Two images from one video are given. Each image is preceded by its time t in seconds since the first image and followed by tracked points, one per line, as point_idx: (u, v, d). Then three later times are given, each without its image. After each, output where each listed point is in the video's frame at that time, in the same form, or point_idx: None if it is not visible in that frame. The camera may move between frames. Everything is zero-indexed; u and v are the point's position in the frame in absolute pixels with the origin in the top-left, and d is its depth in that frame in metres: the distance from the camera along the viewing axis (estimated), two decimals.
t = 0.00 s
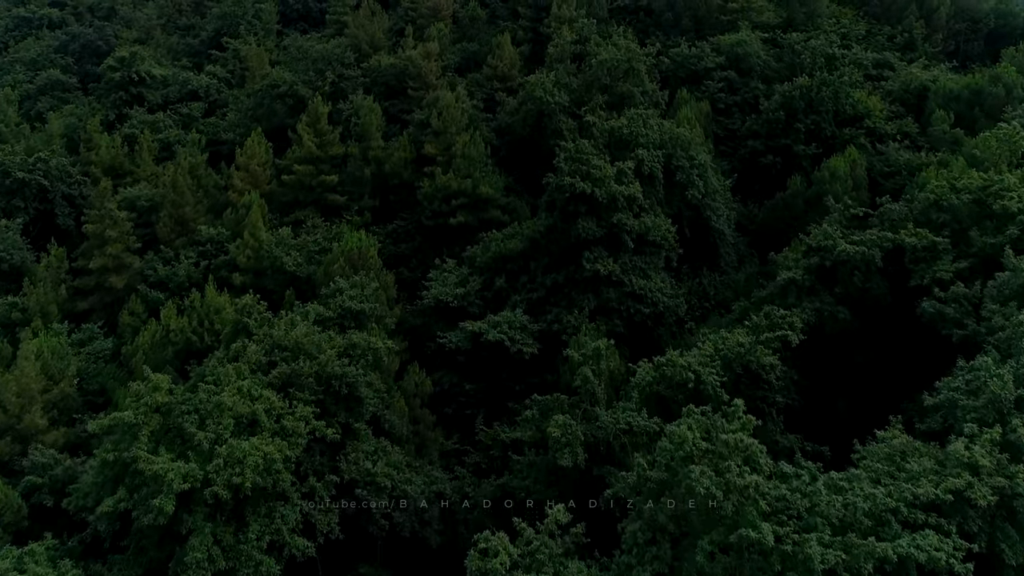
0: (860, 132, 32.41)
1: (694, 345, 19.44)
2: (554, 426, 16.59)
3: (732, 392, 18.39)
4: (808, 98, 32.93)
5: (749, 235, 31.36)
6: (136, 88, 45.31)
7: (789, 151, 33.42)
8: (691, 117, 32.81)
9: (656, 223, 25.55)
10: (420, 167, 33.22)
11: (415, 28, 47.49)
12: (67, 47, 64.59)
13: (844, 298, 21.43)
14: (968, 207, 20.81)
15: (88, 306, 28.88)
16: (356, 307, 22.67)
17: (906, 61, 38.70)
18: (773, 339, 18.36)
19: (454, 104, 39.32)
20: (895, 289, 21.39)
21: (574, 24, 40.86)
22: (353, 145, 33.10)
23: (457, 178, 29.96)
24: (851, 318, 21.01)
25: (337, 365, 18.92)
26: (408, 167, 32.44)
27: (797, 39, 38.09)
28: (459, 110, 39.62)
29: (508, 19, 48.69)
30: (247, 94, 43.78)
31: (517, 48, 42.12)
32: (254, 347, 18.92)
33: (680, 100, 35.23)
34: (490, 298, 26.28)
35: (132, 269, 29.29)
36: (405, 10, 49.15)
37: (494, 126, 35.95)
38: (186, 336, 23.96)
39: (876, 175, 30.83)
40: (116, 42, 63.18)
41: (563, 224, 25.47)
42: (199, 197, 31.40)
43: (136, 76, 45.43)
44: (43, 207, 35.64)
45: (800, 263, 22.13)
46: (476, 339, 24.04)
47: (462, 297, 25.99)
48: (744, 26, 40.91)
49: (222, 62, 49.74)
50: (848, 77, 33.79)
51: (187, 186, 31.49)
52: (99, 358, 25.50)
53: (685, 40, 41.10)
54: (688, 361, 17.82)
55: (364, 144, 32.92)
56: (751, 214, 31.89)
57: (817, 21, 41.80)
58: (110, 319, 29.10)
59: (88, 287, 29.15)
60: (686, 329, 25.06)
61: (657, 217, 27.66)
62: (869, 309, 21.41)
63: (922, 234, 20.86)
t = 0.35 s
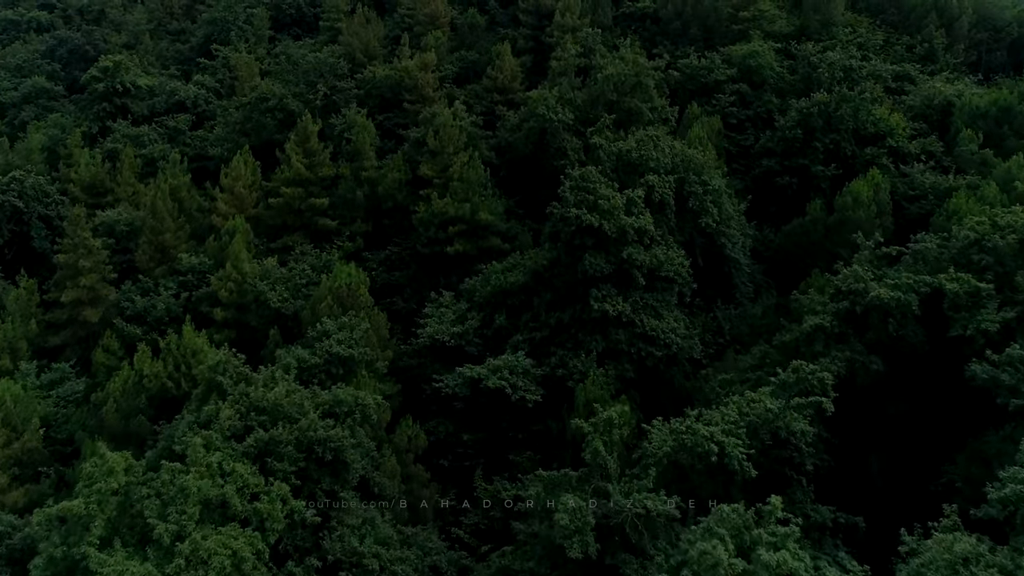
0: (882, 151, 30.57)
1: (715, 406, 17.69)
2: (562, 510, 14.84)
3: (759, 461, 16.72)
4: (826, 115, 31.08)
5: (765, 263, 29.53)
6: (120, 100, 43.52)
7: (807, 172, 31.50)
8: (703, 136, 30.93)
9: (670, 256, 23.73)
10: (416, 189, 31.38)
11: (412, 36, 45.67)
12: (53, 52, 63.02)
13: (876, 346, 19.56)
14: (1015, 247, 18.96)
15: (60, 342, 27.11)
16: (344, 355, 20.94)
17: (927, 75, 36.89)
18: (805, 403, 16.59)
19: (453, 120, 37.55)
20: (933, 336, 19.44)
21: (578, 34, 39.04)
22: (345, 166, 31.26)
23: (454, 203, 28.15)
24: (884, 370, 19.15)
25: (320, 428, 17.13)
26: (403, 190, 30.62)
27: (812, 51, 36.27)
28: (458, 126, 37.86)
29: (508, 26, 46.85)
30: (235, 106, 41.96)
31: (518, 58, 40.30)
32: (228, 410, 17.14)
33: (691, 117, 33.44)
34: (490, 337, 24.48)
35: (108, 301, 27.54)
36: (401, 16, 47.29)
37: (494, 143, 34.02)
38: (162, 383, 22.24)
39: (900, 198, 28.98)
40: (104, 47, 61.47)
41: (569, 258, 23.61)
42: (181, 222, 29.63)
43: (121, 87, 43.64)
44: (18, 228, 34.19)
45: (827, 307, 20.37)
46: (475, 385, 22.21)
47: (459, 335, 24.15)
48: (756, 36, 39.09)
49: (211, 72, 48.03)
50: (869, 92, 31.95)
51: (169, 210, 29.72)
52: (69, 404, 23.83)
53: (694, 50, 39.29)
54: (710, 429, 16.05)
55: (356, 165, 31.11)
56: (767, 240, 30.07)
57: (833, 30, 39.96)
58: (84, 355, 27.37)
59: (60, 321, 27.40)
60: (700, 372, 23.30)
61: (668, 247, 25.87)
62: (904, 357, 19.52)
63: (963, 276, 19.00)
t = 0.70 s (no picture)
0: (908, 174, 28.73)
1: (743, 481, 15.92)
2: None
3: (792, 548, 14.97)
4: (848, 135, 29.22)
5: (784, 294, 27.71)
6: (106, 113, 41.81)
7: (828, 195, 29.63)
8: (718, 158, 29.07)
9: (685, 296, 21.91)
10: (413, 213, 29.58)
11: (410, 46, 43.91)
12: (42, 59, 61.52)
13: (917, 405, 17.81)
14: None
15: (31, 383, 25.42)
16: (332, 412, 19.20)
17: (950, 89, 35.07)
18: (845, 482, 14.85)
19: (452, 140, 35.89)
20: (979, 395, 17.69)
21: (584, 45, 37.23)
22: (337, 190, 29.47)
23: (452, 232, 26.37)
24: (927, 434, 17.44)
25: (300, 508, 15.31)
26: (399, 215, 28.80)
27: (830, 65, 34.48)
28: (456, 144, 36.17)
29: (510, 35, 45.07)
30: (225, 120, 40.25)
31: (520, 70, 38.50)
32: (197, 490, 15.38)
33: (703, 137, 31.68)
34: (491, 383, 22.68)
35: (82, 340, 25.85)
36: (399, 24, 45.50)
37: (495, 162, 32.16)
38: (134, 438, 20.55)
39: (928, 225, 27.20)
40: (95, 54, 59.99)
41: (576, 298, 21.78)
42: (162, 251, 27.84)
43: (106, 100, 41.92)
44: None
45: (861, 360, 18.56)
46: (474, 441, 20.41)
47: (458, 381, 22.37)
48: (771, 48, 37.31)
49: (202, 82, 46.39)
50: (893, 110, 30.10)
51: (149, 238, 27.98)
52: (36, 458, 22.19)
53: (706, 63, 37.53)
54: (738, 515, 14.22)
55: (349, 188, 29.31)
56: (786, 271, 28.27)
57: (850, 41, 38.18)
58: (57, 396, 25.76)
59: (31, 360, 25.82)
60: (718, 423, 21.51)
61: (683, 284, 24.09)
62: (947, 418, 17.77)
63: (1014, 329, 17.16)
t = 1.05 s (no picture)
0: (932, 199, 26.95)
1: None
2: None
3: None
4: (868, 157, 27.45)
5: (801, 330, 25.94)
6: (85, 127, 40.07)
7: (847, 221, 27.76)
8: (730, 183, 27.28)
9: (699, 344, 20.12)
10: (405, 242, 27.77)
11: (405, 56, 42.11)
12: (25, 65, 59.83)
13: (959, 477, 16.30)
14: None
15: None
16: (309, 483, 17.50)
17: (973, 105, 33.29)
18: None
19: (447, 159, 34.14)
20: None
21: (585, 58, 35.41)
22: (324, 217, 27.67)
23: (446, 266, 24.58)
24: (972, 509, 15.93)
25: None
26: (389, 245, 27.00)
27: (846, 81, 32.70)
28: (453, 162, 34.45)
29: (508, 45, 43.26)
30: (209, 134, 38.47)
31: (520, 83, 36.70)
32: None
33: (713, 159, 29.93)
34: (488, 437, 20.89)
35: (48, 383, 24.14)
36: (393, 33, 43.68)
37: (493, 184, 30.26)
38: (96, 504, 18.76)
39: (956, 257, 25.44)
40: (80, 59, 58.37)
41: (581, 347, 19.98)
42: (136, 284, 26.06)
43: (85, 113, 40.16)
44: None
45: (896, 425, 16.81)
46: (470, 508, 18.45)
47: (452, 436, 20.52)
48: (782, 61, 35.54)
49: (187, 93, 44.66)
50: (916, 131, 28.32)
51: (122, 271, 26.20)
52: None
53: (714, 77, 35.77)
54: None
55: (337, 215, 27.52)
56: (803, 304, 26.48)
57: (865, 53, 36.38)
58: (21, 441, 24.64)
59: None
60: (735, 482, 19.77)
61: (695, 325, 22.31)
62: (991, 490, 16.33)
63: None
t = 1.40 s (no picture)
0: (962, 230, 25.16)
1: None
2: None
3: None
4: (893, 185, 25.68)
5: (822, 373, 24.16)
6: (64, 143, 38.24)
7: (870, 252, 25.85)
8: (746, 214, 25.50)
9: (718, 402, 18.37)
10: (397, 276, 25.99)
11: (400, 68, 40.32)
12: (8, 72, 57.94)
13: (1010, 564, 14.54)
14: None
15: None
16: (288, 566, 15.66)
17: (999, 123, 31.53)
18: None
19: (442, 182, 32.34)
20: None
21: (588, 72, 33.58)
22: (311, 249, 25.88)
23: (440, 306, 22.78)
24: None
25: None
26: (380, 279, 25.21)
27: (865, 98, 30.89)
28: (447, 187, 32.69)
29: (508, 55, 41.44)
30: (193, 151, 36.66)
31: (520, 98, 34.92)
32: None
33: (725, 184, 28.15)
34: (486, 501, 19.11)
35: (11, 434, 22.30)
36: (387, 43, 41.87)
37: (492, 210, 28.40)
38: None
39: (989, 293, 23.67)
40: (65, 67, 56.56)
41: (590, 407, 18.19)
42: (109, 322, 24.27)
43: (64, 128, 38.32)
44: None
45: (943, 507, 15.10)
46: None
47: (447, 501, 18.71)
48: (796, 75, 33.74)
49: (172, 105, 42.83)
50: (943, 155, 26.55)
51: (93, 308, 24.41)
52: None
53: (724, 94, 33.99)
54: None
55: (324, 246, 25.73)
56: (824, 343, 24.66)
57: (883, 67, 34.57)
58: None
59: None
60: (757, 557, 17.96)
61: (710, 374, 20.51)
62: None
63: None
